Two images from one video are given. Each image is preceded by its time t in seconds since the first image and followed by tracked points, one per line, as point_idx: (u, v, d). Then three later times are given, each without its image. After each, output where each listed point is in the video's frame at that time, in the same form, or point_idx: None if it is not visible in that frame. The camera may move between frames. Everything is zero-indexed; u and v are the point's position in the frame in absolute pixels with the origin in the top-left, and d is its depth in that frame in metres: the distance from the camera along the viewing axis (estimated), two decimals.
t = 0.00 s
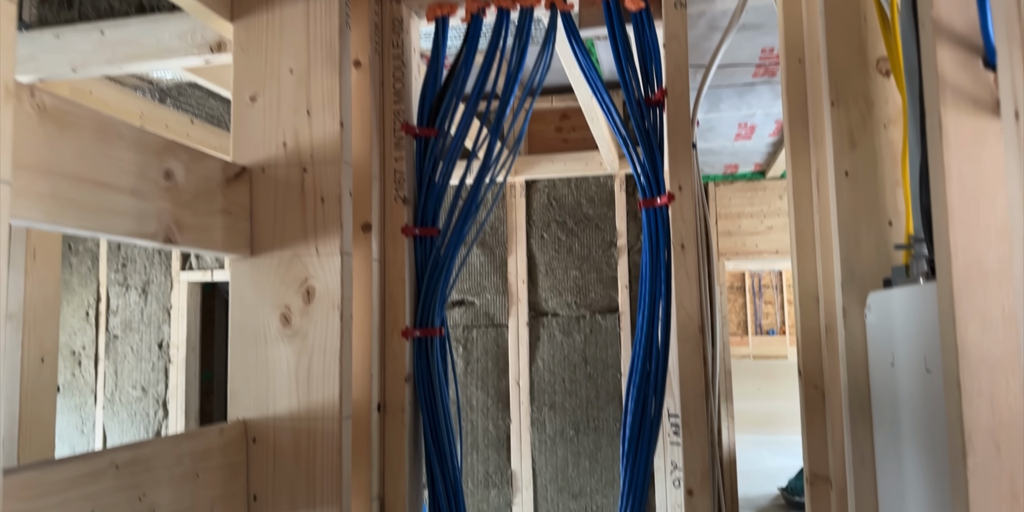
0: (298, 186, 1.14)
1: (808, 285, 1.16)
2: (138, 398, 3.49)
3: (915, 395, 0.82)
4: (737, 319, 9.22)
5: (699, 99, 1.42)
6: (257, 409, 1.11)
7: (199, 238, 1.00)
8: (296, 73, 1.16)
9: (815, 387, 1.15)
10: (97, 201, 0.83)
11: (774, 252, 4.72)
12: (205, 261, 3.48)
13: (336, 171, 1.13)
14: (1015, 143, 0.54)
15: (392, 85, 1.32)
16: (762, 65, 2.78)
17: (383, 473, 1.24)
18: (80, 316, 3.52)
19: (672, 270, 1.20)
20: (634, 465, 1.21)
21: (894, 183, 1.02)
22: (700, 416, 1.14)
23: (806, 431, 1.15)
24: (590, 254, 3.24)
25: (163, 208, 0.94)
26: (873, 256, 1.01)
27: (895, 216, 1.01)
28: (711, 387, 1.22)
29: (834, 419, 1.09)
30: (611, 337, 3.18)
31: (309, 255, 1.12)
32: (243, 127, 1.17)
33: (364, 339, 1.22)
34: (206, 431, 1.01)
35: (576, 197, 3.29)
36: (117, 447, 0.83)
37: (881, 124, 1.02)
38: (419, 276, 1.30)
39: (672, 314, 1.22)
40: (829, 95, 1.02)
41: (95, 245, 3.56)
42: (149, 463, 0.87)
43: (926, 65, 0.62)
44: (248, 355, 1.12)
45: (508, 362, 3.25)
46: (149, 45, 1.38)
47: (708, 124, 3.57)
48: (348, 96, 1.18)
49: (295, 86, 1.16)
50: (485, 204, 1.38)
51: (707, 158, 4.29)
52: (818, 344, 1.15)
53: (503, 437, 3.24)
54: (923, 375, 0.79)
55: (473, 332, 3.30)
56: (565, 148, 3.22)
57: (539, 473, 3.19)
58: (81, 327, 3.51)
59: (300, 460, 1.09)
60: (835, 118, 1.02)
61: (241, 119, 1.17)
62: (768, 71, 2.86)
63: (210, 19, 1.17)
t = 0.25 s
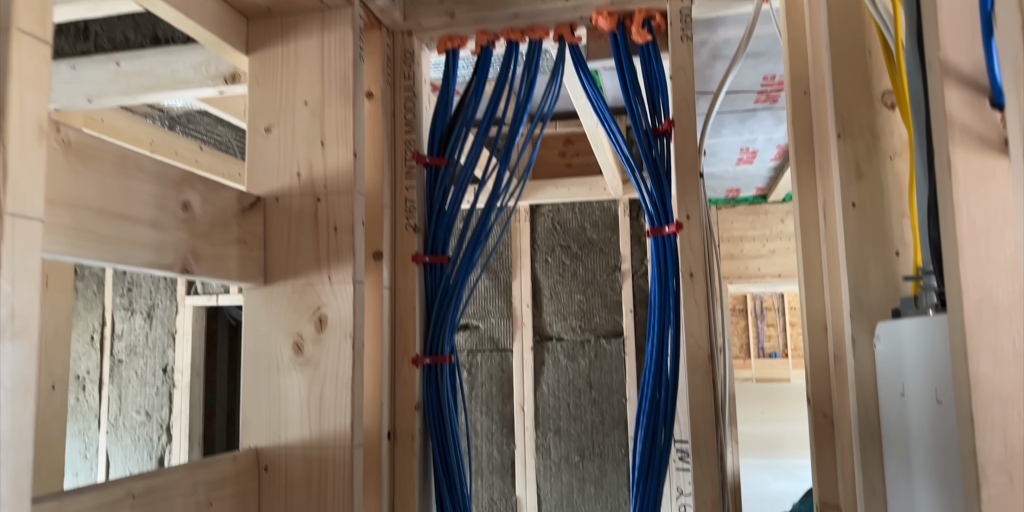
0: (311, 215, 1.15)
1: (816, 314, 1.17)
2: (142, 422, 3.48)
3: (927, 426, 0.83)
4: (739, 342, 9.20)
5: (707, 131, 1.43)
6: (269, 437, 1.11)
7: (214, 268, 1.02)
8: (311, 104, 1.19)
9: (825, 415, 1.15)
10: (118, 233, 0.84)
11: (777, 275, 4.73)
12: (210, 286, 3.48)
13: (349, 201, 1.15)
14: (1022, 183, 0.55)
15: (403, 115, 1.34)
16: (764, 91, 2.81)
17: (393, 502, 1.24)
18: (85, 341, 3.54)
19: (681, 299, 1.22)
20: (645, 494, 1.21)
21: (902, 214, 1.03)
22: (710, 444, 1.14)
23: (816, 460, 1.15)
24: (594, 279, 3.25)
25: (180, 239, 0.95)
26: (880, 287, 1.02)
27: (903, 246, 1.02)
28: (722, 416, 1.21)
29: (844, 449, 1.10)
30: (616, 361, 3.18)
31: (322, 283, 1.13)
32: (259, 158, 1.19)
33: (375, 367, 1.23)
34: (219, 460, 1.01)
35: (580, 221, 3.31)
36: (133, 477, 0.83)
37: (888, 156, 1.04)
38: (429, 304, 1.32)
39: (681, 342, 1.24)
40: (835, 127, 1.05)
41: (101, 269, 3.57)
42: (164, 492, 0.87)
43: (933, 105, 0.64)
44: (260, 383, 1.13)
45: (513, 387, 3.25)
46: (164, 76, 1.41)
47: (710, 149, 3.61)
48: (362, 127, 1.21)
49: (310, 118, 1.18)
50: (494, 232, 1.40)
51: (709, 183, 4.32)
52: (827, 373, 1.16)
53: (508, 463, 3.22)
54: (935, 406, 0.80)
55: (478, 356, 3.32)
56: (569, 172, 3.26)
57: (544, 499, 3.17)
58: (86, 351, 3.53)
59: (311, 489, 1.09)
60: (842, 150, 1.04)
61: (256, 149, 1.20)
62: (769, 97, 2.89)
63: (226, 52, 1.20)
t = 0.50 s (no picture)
0: (322, 246, 1.17)
1: (823, 345, 1.17)
2: (144, 450, 3.46)
3: (937, 459, 0.83)
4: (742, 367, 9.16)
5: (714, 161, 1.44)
6: (279, 468, 1.12)
7: (227, 300, 1.03)
8: (323, 138, 1.21)
9: (833, 446, 1.15)
10: (135, 267, 0.85)
11: (779, 301, 4.79)
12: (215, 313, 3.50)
13: (360, 232, 1.16)
14: None
15: (413, 147, 1.36)
16: (766, 120, 2.84)
17: None
18: (89, 368, 3.51)
19: (689, 329, 1.23)
20: None
21: (906, 247, 1.04)
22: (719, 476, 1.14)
23: (825, 491, 1.15)
24: (598, 305, 3.26)
25: (195, 272, 0.96)
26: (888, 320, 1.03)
27: (908, 277, 1.04)
28: (733, 448, 1.21)
29: (853, 480, 1.10)
30: (621, 389, 3.17)
31: (333, 314, 1.14)
32: (271, 190, 1.21)
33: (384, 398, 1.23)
34: (229, 492, 1.01)
35: (584, 248, 3.32)
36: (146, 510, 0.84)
37: (892, 190, 1.06)
38: (437, 334, 1.32)
39: (689, 373, 1.25)
40: (840, 161, 1.07)
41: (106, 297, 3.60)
42: None
43: (939, 145, 0.65)
44: (270, 414, 1.14)
45: (517, 415, 3.24)
46: (177, 109, 1.42)
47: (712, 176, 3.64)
48: (373, 159, 1.22)
49: (321, 151, 1.20)
50: (502, 262, 1.41)
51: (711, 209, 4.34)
52: (835, 404, 1.16)
53: (512, 492, 3.20)
54: (945, 440, 0.80)
55: (482, 384, 3.31)
56: (573, 200, 3.26)
57: None
58: (89, 379, 3.50)
59: None
60: (847, 183, 1.06)
61: (268, 182, 1.22)
62: (770, 126, 2.92)
63: (241, 87, 1.24)
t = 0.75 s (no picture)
0: (327, 279, 1.17)
1: (828, 377, 1.17)
2: (144, 480, 3.42)
3: (945, 496, 0.82)
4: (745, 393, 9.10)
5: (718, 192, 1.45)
6: (283, 502, 1.11)
7: (233, 333, 1.03)
8: (329, 171, 1.22)
9: (839, 479, 1.14)
10: (142, 302, 0.86)
11: (782, 328, 4.75)
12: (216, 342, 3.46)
13: (365, 265, 1.16)
14: None
15: (417, 179, 1.38)
16: (766, 148, 2.86)
17: None
18: (90, 397, 3.54)
19: (693, 361, 1.24)
20: None
21: (910, 281, 1.04)
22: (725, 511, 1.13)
23: None
24: (600, 333, 3.25)
25: (201, 306, 0.97)
26: (893, 353, 1.03)
27: (912, 311, 1.04)
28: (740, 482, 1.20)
29: None
30: (624, 418, 3.15)
31: (337, 347, 1.14)
32: (277, 223, 1.22)
33: (388, 431, 1.22)
34: None
35: (586, 275, 3.33)
36: None
37: (895, 224, 1.06)
38: (441, 366, 1.32)
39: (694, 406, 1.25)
40: (842, 195, 1.08)
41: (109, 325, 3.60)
42: None
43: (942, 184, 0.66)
44: (273, 448, 1.13)
45: (519, 444, 3.22)
46: (184, 141, 1.44)
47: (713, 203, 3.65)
48: (378, 192, 1.23)
49: (328, 184, 1.21)
50: (506, 293, 1.42)
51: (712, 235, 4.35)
52: (841, 437, 1.15)
53: None
54: (953, 477, 0.80)
55: (484, 413, 3.29)
56: (574, 227, 3.27)
57: None
58: (90, 407, 3.53)
59: None
60: (849, 218, 1.07)
61: (274, 215, 1.22)
62: (771, 155, 2.95)
63: (248, 121, 1.25)
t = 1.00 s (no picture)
0: (329, 310, 1.17)
1: (831, 409, 1.16)
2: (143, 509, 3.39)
3: None
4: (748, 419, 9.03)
5: (719, 221, 1.45)
6: None
7: (234, 366, 1.03)
8: (331, 203, 1.23)
9: None
10: (143, 336, 0.86)
11: (783, 355, 4.74)
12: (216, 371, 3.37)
13: (366, 296, 1.16)
14: None
15: (419, 209, 1.38)
16: (766, 175, 2.87)
17: None
18: (88, 425, 3.53)
19: (696, 393, 1.24)
20: None
21: (911, 313, 1.04)
22: None
23: None
24: (602, 361, 3.24)
25: (202, 339, 0.97)
26: (895, 384, 1.03)
27: (914, 343, 1.04)
28: None
29: None
30: (626, 446, 3.12)
31: (338, 379, 1.13)
32: (279, 254, 1.23)
33: (388, 463, 1.22)
34: None
35: (587, 302, 3.35)
36: None
37: (895, 255, 1.06)
38: (442, 397, 1.32)
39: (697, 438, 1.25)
40: (843, 227, 1.08)
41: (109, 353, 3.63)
42: None
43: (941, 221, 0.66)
44: (273, 481, 1.12)
45: (521, 473, 3.19)
46: (187, 172, 1.45)
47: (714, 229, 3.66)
48: (380, 223, 1.24)
49: (329, 215, 1.22)
50: (507, 323, 1.42)
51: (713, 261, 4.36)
52: (844, 469, 1.14)
53: None
54: None
55: (485, 441, 3.26)
56: (575, 253, 3.28)
57: None
58: (89, 436, 3.51)
59: None
60: (850, 249, 1.07)
61: (276, 245, 1.23)
62: (771, 181, 2.96)
63: (251, 153, 1.26)
